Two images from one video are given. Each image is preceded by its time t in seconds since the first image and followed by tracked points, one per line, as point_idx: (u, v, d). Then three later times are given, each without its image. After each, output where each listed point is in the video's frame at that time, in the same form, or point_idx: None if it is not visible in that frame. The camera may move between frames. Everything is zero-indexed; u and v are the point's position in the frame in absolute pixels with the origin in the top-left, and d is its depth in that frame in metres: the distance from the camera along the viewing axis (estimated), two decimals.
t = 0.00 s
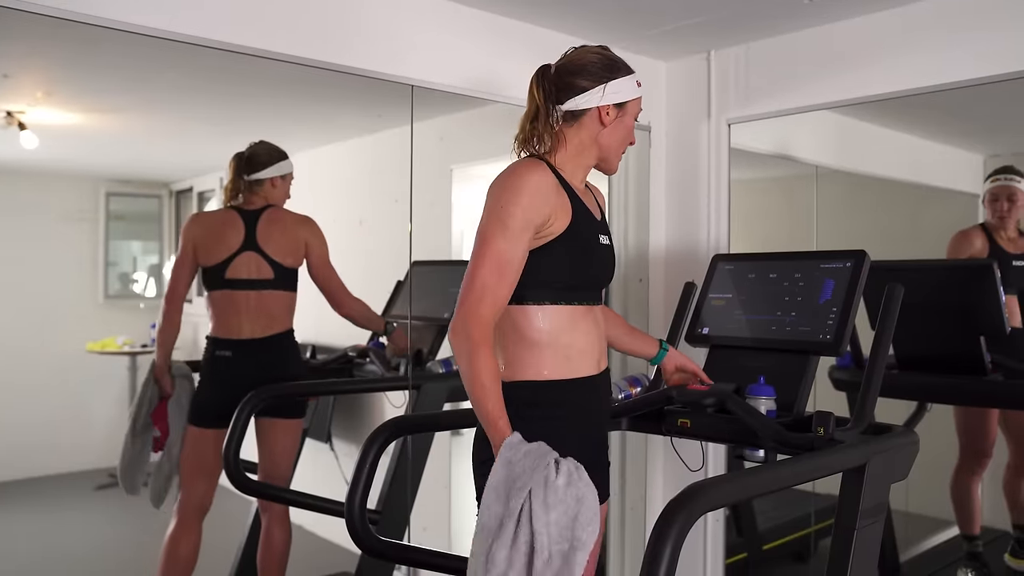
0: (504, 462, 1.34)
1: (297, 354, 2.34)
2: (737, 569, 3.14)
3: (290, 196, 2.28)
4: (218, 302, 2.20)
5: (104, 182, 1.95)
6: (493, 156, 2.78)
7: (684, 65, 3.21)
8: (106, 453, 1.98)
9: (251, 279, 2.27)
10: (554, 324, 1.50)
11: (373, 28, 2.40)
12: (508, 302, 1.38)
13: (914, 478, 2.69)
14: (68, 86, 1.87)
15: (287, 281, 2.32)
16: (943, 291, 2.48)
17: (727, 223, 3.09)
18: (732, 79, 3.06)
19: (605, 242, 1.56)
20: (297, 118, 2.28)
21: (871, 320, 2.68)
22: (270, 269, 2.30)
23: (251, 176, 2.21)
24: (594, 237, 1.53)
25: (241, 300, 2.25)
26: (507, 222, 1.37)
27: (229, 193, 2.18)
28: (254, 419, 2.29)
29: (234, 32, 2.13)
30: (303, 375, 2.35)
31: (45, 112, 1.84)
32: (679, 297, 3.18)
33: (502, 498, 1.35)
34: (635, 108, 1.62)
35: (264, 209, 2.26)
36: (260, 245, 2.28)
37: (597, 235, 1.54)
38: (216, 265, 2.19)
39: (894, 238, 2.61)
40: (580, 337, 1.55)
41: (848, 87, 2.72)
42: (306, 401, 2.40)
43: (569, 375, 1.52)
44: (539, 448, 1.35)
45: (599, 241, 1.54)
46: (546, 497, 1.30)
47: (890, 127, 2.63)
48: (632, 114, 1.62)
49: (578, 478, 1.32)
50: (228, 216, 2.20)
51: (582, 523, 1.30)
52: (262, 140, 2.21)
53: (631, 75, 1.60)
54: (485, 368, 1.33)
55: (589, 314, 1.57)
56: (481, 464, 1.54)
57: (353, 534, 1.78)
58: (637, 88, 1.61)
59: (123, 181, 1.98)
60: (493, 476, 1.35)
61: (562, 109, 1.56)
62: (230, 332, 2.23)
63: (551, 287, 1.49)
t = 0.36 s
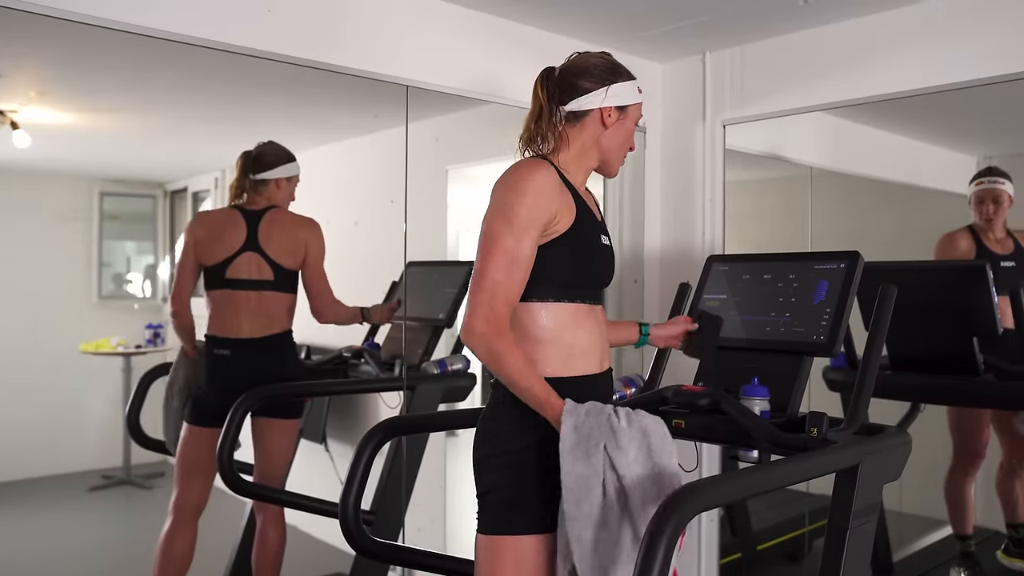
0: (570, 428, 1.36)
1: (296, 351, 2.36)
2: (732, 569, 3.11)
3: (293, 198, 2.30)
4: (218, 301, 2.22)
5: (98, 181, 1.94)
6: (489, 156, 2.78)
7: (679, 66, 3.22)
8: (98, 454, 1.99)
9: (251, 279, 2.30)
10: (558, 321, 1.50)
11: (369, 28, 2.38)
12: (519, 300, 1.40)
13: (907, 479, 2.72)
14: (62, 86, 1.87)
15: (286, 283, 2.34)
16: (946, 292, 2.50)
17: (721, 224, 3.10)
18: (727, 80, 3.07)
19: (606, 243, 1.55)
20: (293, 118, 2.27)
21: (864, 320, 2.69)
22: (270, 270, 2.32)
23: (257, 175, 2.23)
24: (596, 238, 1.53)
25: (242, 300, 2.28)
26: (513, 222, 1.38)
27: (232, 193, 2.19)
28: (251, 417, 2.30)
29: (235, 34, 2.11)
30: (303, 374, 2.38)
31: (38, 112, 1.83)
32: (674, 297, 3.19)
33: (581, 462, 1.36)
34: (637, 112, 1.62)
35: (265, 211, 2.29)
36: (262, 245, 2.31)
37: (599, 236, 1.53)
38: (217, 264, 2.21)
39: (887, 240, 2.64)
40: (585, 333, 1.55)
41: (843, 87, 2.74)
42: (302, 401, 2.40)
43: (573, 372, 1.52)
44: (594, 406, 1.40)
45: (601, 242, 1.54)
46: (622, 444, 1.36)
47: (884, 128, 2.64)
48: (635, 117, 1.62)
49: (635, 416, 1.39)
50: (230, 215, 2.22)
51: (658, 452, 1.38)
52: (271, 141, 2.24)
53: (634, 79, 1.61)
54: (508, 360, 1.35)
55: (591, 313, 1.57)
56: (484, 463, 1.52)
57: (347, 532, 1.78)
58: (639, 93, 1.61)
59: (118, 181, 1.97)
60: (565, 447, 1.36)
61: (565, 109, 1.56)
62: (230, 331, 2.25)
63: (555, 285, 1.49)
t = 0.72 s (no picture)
0: (636, 381, 1.52)
1: (289, 350, 2.37)
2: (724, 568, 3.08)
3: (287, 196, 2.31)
4: (209, 301, 2.21)
5: (88, 179, 1.93)
6: (480, 154, 2.78)
7: (671, 64, 3.22)
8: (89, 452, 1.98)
9: (239, 278, 2.29)
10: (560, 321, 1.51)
11: (359, 25, 2.38)
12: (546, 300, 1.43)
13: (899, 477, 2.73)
14: (52, 82, 1.86)
15: (273, 282, 2.34)
16: (933, 290, 2.46)
17: (713, 222, 3.10)
18: (718, 78, 3.07)
19: (592, 243, 1.57)
20: (284, 116, 2.27)
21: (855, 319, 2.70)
22: (258, 269, 2.32)
23: (249, 172, 2.23)
24: (583, 238, 1.54)
25: (233, 300, 2.27)
26: (530, 227, 1.40)
27: (220, 193, 2.19)
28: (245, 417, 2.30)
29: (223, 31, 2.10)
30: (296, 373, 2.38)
31: (27, 108, 1.83)
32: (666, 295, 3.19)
33: (650, 409, 1.54)
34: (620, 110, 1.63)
35: (252, 210, 2.28)
36: (248, 244, 2.30)
37: (585, 236, 1.55)
38: (206, 264, 2.20)
39: (878, 237, 2.65)
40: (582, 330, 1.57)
41: (834, 86, 2.74)
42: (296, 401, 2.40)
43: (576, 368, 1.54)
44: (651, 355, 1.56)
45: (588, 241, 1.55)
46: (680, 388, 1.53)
47: (875, 127, 2.65)
48: (618, 116, 1.62)
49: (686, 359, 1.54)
50: (218, 214, 2.20)
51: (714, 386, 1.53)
52: (265, 138, 2.24)
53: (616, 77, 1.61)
54: (562, 356, 1.41)
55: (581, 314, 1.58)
56: (476, 466, 1.53)
57: (339, 532, 1.77)
58: (623, 93, 1.62)
59: (109, 178, 1.96)
60: (633, 400, 1.53)
61: (548, 108, 1.57)
62: (221, 331, 2.24)
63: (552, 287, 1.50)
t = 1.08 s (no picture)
0: (634, 335, 1.54)
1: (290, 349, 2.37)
2: (723, 567, 3.11)
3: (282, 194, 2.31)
4: (210, 302, 2.21)
5: (89, 178, 1.94)
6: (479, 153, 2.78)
7: (671, 63, 3.21)
8: (90, 452, 1.98)
9: (241, 278, 2.29)
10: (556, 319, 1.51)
11: (359, 24, 2.37)
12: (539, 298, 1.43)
13: (899, 476, 2.72)
14: (52, 82, 1.87)
15: (275, 281, 2.34)
16: (929, 289, 2.49)
17: (713, 222, 3.10)
18: (718, 77, 3.07)
19: (584, 243, 1.57)
20: (282, 115, 2.27)
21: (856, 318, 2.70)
22: (259, 268, 2.32)
23: (245, 172, 2.23)
24: (574, 239, 1.54)
25: (235, 300, 2.27)
26: (524, 227, 1.40)
27: (219, 193, 2.18)
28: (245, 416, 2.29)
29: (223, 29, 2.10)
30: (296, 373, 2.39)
31: (29, 108, 1.83)
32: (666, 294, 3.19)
33: (649, 362, 1.56)
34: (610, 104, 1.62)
35: (252, 209, 2.28)
36: (249, 244, 2.30)
37: (576, 236, 1.55)
38: (206, 265, 2.21)
39: (878, 236, 2.65)
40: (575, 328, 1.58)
41: (835, 84, 2.73)
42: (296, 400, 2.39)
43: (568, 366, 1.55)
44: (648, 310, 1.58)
45: (579, 243, 1.55)
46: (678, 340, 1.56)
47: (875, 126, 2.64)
48: (607, 110, 1.62)
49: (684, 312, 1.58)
50: (216, 214, 2.20)
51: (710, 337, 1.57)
52: (259, 136, 2.24)
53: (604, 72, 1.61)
54: (558, 348, 1.41)
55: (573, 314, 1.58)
56: (471, 463, 1.52)
57: (337, 529, 1.78)
58: (612, 87, 1.61)
59: (109, 178, 1.96)
60: (632, 354, 1.55)
61: (536, 106, 1.58)
62: (223, 331, 2.24)
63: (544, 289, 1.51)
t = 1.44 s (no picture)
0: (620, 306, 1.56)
1: (297, 353, 2.37)
2: (732, 572, 3.09)
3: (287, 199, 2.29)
4: (217, 307, 2.22)
5: (98, 184, 1.95)
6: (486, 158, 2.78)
7: (678, 67, 3.21)
8: (99, 457, 1.99)
9: (247, 283, 2.30)
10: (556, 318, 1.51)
11: (368, 30, 2.37)
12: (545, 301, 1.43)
13: (909, 482, 2.70)
14: (62, 88, 1.88)
15: (281, 286, 2.34)
16: (941, 294, 2.48)
17: (721, 226, 3.09)
18: (726, 82, 3.07)
19: (585, 250, 1.56)
20: (290, 120, 2.28)
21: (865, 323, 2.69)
22: (266, 273, 2.33)
23: (250, 176, 2.22)
24: (575, 247, 1.53)
25: (241, 305, 2.28)
26: (531, 230, 1.40)
27: (225, 197, 2.19)
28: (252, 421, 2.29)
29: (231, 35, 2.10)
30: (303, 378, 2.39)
31: (39, 114, 1.84)
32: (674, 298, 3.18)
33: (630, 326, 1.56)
34: (613, 109, 1.63)
35: (259, 214, 2.28)
36: (256, 248, 2.31)
37: (578, 244, 1.54)
38: (213, 271, 2.21)
39: (888, 240, 2.63)
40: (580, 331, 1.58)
41: (843, 89, 2.72)
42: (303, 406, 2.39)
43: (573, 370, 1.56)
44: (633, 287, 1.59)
45: (580, 250, 1.54)
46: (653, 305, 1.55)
47: (884, 131, 2.63)
48: (611, 115, 1.63)
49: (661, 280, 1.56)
50: (221, 219, 2.20)
51: (688, 295, 1.53)
52: (260, 140, 2.23)
53: (607, 76, 1.61)
54: (560, 343, 1.42)
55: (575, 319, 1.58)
56: (474, 470, 1.52)
57: (345, 535, 1.78)
58: (614, 88, 1.61)
59: (125, 186, 1.99)
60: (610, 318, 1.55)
61: (538, 112, 1.58)
62: (230, 337, 2.26)
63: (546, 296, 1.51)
